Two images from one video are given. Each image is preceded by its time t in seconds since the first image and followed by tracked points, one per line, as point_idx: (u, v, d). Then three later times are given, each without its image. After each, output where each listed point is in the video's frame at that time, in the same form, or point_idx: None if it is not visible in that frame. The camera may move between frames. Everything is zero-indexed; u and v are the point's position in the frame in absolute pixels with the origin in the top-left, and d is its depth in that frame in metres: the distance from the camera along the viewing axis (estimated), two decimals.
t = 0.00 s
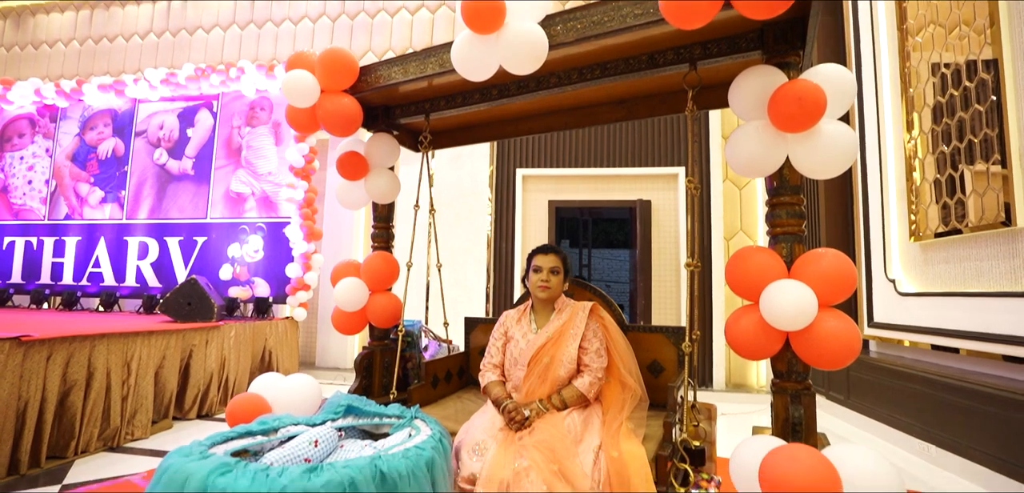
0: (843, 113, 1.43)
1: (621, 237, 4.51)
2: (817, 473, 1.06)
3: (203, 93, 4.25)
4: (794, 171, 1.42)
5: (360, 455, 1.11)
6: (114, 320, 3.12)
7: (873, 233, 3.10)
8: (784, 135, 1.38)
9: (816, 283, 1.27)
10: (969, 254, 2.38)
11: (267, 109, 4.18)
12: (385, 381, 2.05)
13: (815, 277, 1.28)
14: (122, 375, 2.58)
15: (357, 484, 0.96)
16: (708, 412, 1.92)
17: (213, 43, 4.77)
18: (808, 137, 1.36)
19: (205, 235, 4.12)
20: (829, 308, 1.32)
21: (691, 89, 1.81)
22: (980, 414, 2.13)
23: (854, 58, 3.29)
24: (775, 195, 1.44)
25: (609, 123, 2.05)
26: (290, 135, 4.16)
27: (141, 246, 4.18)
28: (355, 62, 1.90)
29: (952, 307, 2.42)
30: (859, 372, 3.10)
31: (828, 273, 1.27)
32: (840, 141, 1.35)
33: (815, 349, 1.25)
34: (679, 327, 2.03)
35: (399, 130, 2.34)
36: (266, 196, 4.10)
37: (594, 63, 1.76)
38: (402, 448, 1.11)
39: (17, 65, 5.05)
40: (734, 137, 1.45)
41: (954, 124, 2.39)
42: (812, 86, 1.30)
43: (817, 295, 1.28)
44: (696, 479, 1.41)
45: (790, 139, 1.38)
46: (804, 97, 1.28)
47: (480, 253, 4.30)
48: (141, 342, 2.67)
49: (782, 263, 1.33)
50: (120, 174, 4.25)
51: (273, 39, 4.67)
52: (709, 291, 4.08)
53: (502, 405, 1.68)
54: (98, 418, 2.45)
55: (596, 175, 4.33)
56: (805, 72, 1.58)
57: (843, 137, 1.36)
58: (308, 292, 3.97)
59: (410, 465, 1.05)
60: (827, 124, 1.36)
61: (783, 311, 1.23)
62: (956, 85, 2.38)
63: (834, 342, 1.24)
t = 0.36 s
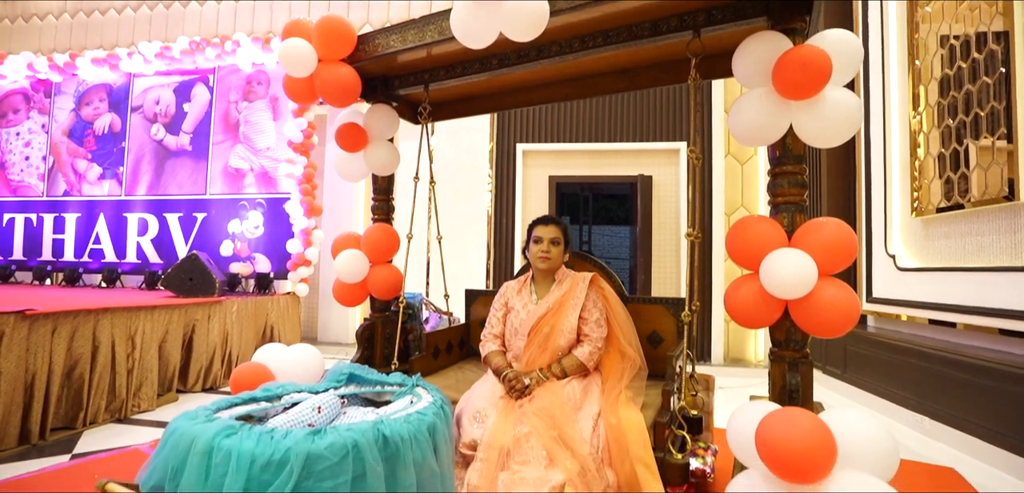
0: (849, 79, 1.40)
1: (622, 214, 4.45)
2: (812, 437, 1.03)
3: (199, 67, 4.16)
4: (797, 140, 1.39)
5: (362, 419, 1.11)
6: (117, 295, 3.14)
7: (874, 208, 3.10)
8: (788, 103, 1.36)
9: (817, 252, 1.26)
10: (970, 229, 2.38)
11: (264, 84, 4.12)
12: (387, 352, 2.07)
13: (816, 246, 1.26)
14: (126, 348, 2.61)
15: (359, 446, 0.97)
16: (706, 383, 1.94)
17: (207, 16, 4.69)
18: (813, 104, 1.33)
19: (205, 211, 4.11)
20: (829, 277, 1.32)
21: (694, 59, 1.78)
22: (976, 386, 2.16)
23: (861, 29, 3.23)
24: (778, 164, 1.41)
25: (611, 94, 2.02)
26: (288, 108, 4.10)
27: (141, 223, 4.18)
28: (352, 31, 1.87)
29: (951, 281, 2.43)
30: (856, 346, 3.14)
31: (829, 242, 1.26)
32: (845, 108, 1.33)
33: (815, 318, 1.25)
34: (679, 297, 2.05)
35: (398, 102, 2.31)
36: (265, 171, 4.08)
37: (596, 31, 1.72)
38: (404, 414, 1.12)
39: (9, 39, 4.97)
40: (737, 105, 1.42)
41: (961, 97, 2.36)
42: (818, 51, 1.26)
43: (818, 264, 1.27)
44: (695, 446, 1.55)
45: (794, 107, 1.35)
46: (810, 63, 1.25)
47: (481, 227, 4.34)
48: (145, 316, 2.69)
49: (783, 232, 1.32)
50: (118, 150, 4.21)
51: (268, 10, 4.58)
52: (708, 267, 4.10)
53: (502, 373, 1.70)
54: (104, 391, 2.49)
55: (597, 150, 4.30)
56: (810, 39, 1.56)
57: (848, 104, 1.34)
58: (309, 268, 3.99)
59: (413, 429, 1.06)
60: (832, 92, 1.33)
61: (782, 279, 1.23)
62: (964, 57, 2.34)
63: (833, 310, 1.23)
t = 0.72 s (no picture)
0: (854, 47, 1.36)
1: (623, 191, 4.38)
2: (812, 400, 1.05)
3: (195, 41, 4.09)
4: (802, 109, 1.35)
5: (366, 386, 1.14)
6: (120, 271, 3.15)
7: (877, 184, 3.08)
8: (793, 71, 1.31)
9: (818, 222, 1.23)
10: (973, 205, 2.37)
11: (261, 58, 4.05)
12: (388, 324, 2.08)
13: (817, 216, 1.23)
14: (130, 323, 2.63)
15: (363, 411, 0.99)
16: (705, 355, 1.95)
17: None
18: (819, 71, 1.28)
19: (205, 187, 4.10)
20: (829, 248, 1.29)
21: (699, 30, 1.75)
22: (974, 361, 2.18)
23: None
24: (781, 134, 1.37)
25: (613, 65, 1.99)
26: (285, 83, 4.04)
27: (141, 200, 4.17)
28: None
29: (951, 257, 2.44)
30: (853, 322, 3.16)
31: (831, 212, 1.22)
32: (851, 75, 1.28)
33: (815, 289, 1.22)
34: (679, 270, 2.05)
35: (397, 74, 2.28)
36: (263, 147, 4.05)
37: None
38: (406, 381, 1.15)
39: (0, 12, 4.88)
40: (742, 75, 1.37)
41: (970, 71, 2.32)
42: (825, 14, 1.21)
43: (820, 233, 1.23)
44: (693, 418, 1.69)
45: (799, 75, 1.30)
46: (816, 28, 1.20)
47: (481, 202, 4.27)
48: (147, 291, 2.71)
49: (785, 202, 1.28)
50: (115, 125, 4.18)
51: None
52: (709, 243, 4.10)
53: (503, 343, 1.72)
54: (110, 365, 2.52)
55: (598, 126, 4.26)
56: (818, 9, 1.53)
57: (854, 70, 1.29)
58: (310, 244, 3.99)
59: (414, 396, 1.08)
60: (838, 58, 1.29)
61: (781, 250, 1.20)
62: (974, 29, 2.30)
63: (833, 282, 1.20)
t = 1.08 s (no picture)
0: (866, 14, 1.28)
1: (625, 169, 4.40)
2: (808, 367, 1.06)
3: (190, 16, 4.01)
4: (807, 79, 1.29)
5: (369, 357, 1.16)
6: (121, 249, 3.16)
7: (880, 160, 3.06)
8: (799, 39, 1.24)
9: (821, 194, 1.21)
10: (977, 181, 2.36)
11: (258, 33, 3.97)
12: (389, 299, 2.09)
13: (820, 188, 1.22)
14: (133, 300, 2.64)
15: (365, 380, 1.01)
16: (704, 328, 1.98)
17: None
18: (826, 40, 1.21)
19: (204, 165, 4.07)
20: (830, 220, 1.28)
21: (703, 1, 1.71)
22: (972, 336, 2.19)
23: None
24: (784, 106, 1.31)
25: (615, 38, 1.96)
26: (283, 58, 3.98)
27: (140, 178, 4.15)
28: None
29: (953, 233, 2.43)
30: (853, 299, 3.17)
31: (834, 184, 1.21)
32: (859, 43, 1.21)
33: (815, 260, 1.21)
34: (680, 244, 2.06)
35: (396, 47, 2.25)
36: (262, 124, 4.01)
37: None
38: (408, 352, 1.16)
39: None
40: (747, 44, 1.30)
41: (978, 44, 2.29)
42: None
43: (822, 205, 1.22)
44: (692, 392, 1.75)
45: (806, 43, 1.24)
46: None
47: (480, 180, 4.28)
48: (149, 268, 2.72)
49: (787, 175, 1.27)
50: (111, 103, 4.14)
51: None
52: (709, 221, 4.11)
53: (503, 315, 1.73)
54: (114, 341, 2.54)
55: (600, 102, 4.21)
56: None
57: (864, 38, 1.22)
58: (311, 222, 3.99)
59: (416, 366, 1.10)
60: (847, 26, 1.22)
61: (783, 222, 1.19)
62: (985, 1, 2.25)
63: (834, 253, 1.19)
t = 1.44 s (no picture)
0: None
1: (626, 150, 4.44)
2: (803, 340, 1.06)
3: None
4: (811, 53, 1.27)
5: (371, 332, 1.17)
6: (122, 230, 3.16)
7: (883, 139, 3.04)
8: (803, 11, 1.21)
9: (823, 168, 1.21)
10: (980, 160, 2.34)
11: (254, 11, 3.91)
12: (390, 277, 2.09)
13: (822, 163, 1.21)
14: (135, 281, 2.66)
15: (366, 354, 1.02)
16: (704, 306, 1.99)
17: None
18: (832, 11, 1.18)
19: (203, 146, 4.05)
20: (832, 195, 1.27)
21: None
22: (972, 315, 2.20)
23: None
24: (787, 80, 1.30)
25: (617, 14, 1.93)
26: (280, 37, 3.94)
27: (139, 159, 4.13)
28: None
29: (954, 212, 2.43)
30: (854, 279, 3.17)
31: (837, 158, 1.20)
32: (865, 14, 1.18)
33: (815, 235, 1.21)
34: (680, 222, 2.05)
35: (394, 24, 2.22)
36: (260, 104, 3.98)
37: None
38: (409, 328, 1.17)
39: None
40: (750, 16, 1.27)
41: (986, 19, 2.25)
42: None
43: (824, 180, 1.22)
44: (691, 369, 1.81)
45: (810, 15, 1.21)
46: None
47: (480, 161, 4.27)
48: (150, 249, 2.72)
49: (789, 150, 1.26)
50: (108, 83, 4.10)
51: None
52: (710, 201, 4.10)
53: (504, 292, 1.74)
54: (118, 321, 2.56)
55: (601, 82, 4.17)
56: None
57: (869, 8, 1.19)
58: (311, 203, 3.98)
59: (417, 340, 1.11)
60: None
61: (782, 198, 1.19)
62: None
63: (834, 229, 1.19)
